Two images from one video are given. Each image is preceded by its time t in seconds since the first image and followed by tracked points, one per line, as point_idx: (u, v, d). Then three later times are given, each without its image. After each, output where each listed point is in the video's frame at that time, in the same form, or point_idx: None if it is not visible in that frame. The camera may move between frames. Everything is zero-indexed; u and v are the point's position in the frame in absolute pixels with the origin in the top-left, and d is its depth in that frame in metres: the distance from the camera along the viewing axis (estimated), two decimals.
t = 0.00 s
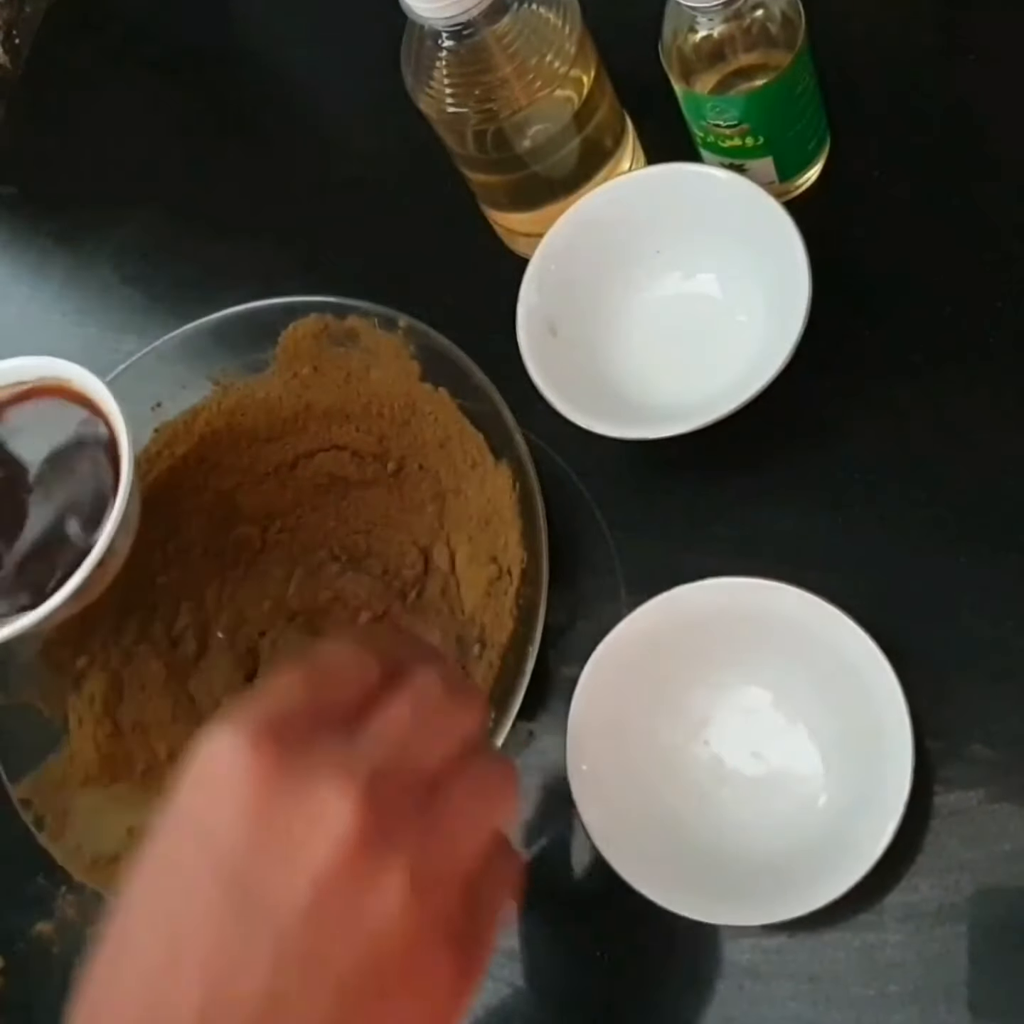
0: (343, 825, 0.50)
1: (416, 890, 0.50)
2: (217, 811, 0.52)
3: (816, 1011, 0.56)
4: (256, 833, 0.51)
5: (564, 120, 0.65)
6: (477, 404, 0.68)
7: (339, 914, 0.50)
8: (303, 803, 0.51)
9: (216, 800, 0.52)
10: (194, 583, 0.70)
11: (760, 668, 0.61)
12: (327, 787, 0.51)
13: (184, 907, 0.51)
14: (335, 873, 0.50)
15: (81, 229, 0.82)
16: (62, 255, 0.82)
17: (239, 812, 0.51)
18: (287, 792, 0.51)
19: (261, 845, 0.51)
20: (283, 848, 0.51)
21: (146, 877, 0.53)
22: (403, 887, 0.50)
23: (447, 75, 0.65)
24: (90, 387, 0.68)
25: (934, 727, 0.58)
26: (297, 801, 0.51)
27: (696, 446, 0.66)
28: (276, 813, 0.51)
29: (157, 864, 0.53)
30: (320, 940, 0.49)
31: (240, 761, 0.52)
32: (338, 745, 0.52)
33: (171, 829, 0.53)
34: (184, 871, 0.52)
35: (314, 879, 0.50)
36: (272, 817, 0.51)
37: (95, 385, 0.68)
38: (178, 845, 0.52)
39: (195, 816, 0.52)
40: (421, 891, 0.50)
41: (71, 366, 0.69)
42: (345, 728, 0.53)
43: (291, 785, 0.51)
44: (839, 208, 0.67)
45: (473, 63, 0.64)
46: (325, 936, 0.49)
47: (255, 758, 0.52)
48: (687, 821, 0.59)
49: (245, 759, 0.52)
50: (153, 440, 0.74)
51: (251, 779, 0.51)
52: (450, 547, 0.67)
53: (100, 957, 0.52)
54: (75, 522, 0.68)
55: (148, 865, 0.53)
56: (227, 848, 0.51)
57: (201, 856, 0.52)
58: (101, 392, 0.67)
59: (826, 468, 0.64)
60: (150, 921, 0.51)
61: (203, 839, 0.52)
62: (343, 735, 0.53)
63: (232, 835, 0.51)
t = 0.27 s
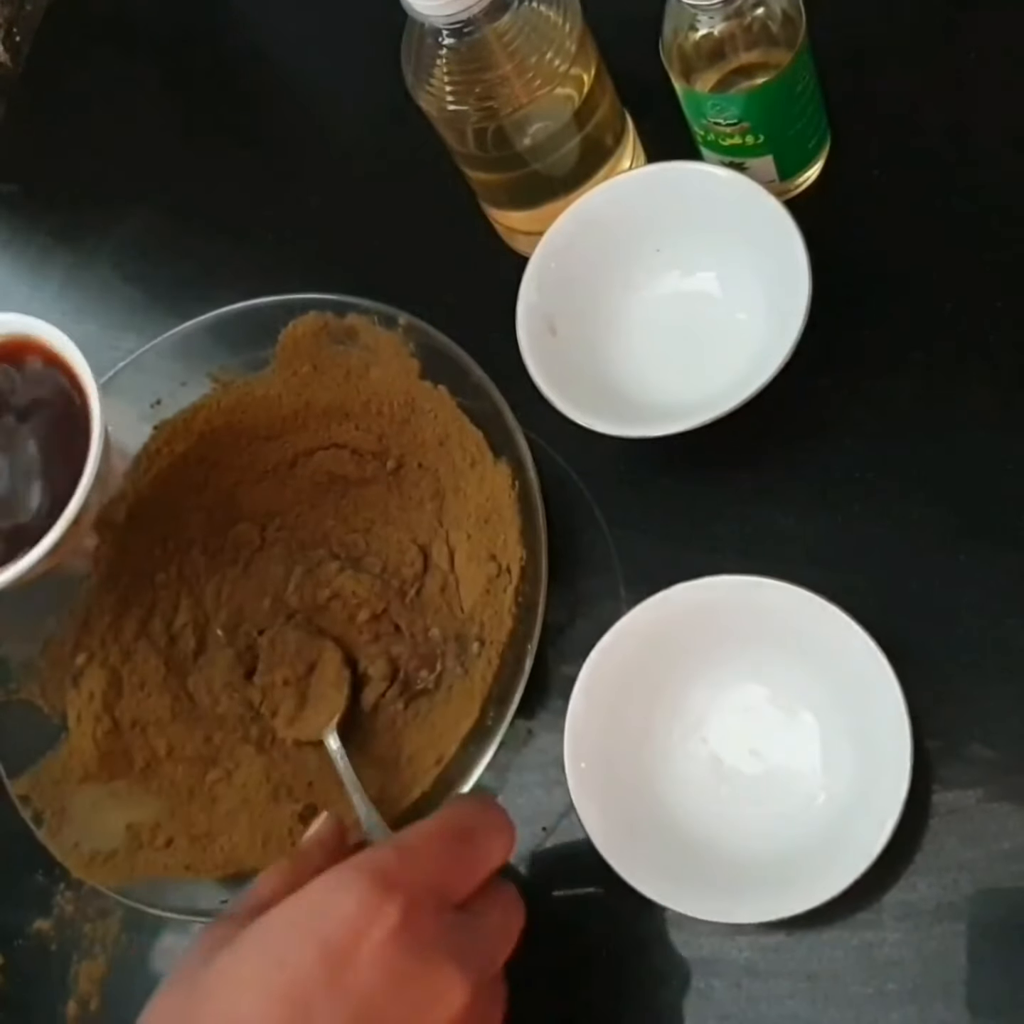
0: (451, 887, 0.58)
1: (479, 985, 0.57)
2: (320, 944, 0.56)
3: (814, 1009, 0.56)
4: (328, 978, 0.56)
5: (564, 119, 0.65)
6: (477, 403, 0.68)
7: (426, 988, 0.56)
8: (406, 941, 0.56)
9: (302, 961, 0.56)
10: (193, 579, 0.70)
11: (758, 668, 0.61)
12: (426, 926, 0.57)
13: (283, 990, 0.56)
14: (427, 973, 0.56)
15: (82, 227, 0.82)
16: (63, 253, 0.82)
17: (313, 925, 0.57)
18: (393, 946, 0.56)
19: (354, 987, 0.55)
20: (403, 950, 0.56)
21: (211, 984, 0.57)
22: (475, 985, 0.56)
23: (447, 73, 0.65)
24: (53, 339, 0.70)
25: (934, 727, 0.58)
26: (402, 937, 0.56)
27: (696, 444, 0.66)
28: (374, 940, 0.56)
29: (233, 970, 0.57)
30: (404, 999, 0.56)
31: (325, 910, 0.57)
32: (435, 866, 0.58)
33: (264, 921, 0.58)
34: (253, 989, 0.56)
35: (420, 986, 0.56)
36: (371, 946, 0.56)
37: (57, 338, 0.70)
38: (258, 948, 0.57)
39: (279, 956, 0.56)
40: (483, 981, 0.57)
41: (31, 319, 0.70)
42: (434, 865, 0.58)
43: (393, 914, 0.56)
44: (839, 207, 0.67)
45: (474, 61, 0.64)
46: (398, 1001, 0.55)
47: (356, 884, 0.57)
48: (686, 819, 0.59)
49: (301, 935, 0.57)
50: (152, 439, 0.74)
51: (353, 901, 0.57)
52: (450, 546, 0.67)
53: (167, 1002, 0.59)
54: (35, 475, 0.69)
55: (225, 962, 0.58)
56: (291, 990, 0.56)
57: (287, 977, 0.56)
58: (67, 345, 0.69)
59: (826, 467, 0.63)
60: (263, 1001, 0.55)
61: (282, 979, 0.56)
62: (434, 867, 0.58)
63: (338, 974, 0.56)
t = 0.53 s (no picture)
0: (390, 896, 0.56)
1: (364, 1004, 0.54)
2: (289, 858, 0.54)
3: (811, 1005, 0.56)
4: (280, 891, 0.54)
5: (565, 116, 0.65)
6: (476, 399, 0.68)
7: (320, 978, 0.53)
8: (337, 918, 0.54)
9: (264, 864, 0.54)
10: (192, 576, 0.70)
11: (757, 665, 0.61)
12: (356, 914, 0.55)
13: (236, 888, 0.53)
14: (331, 964, 0.54)
15: (83, 222, 0.82)
16: (63, 249, 0.82)
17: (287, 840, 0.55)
18: (323, 900, 0.54)
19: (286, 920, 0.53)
20: (328, 920, 0.54)
21: (168, 843, 0.54)
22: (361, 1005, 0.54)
23: (447, 70, 0.65)
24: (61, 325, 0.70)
25: (933, 726, 0.58)
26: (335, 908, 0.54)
27: (695, 442, 0.66)
28: (312, 895, 0.54)
29: (193, 838, 0.54)
30: (305, 971, 0.53)
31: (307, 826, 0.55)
32: (382, 849, 0.56)
33: (241, 797, 0.56)
34: (212, 861, 0.53)
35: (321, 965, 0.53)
36: (311, 892, 0.54)
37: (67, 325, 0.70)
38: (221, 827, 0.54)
39: (247, 851, 0.54)
40: (370, 1001, 0.54)
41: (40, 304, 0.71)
42: (383, 848, 0.56)
43: (337, 873, 0.55)
44: (840, 206, 0.67)
45: (474, 58, 0.64)
46: (298, 970, 0.53)
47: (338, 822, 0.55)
48: (685, 816, 0.60)
49: (278, 824, 0.55)
50: (153, 434, 0.74)
51: (324, 842, 0.55)
52: (449, 543, 0.67)
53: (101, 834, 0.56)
54: (46, 459, 0.70)
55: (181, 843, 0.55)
56: (246, 885, 0.53)
57: (246, 870, 0.53)
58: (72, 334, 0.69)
59: (826, 465, 0.64)
60: (209, 885, 0.53)
61: (239, 872, 0.53)
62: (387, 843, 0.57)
63: (282, 903, 0.53)
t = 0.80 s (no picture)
0: (413, 935, 0.55)
1: None
2: (310, 884, 0.55)
3: (809, 1000, 0.56)
4: (306, 935, 0.54)
5: (565, 112, 0.65)
6: (476, 395, 0.68)
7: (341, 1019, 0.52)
8: (360, 958, 0.54)
9: (291, 905, 0.54)
10: (191, 572, 0.70)
11: (754, 660, 0.61)
12: (380, 953, 0.54)
13: (260, 928, 0.53)
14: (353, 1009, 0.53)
15: (84, 219, 0.82)
16: (64, 246, 0.82)
17: (314, 873, 0.55)
18: (344, 941, 0.54)
19: (309, 958, 0.53)
20: (348, 960, 0.54)
21: (194, 862, 0.56)
22: None
23: (448, 66, 0.65)
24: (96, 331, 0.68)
25: (931, 725, 0.58)
26: (356, 947, 0.54)
27: (695, 438, 0.66)
28: (334, 934, 0.54)
29: (220, 873, 0.55)
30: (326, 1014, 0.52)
31: (335, 862, 0.55)
32: (408, 891, 0.56)
33: (262, 831, 0.56)
34: (237, 901, 0.54)
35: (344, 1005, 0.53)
36: (332, 933, 0.54)
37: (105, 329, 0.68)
38: (249, 865, 0.55)
39: (276, 888, 0.55)
40: None
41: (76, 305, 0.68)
42: (411, 891, 0.56)
43: (361, 906, 0.55)
44: (839, 203, 0.67)
45: (475, 55, 0.64)
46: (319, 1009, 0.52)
47: (359, 857, 0.56)
48: (683, 811, 0.60)
49: (308, 860, 0.55)
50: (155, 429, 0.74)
51: (349, 877, 0.55)
52: (448, 538, 0.67)
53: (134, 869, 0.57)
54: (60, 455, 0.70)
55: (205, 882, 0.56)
56: (275, 926, 0.53)
57: (274, 910, 0.54)
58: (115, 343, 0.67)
59: (825, 461, 0.64)
60: (226, 916, 0.53)
61: (265, 908, 0.54)
62: (416, 879, 0.56)
63: (299, 930, 0.54)
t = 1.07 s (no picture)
0: (395, 889, 0.55)
1: (368, 1001, 0.54)
2: (300, 847, 0.54)
3: (807, 999, 0.56)
4: (297, 890, 0.54)
5: (565, 110, 0.65)
6: (476, 394, 0.68)
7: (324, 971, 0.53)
8: (346, 912, 0.54)
9: (283, 860, 0.54)
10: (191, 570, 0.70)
11: (754, 658, 0.61)
12: (364, 909, 0.55)
13: (254, 886, 0.53)
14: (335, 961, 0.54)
15: (85, 218, 0.82)
16: (65, 244, 0.82)
17: (305, 831, 0.55)
18: (333, 897, 0.54)
19: (299, 912, 0.53)
20: (335, 916, 0.54)
21: (175, 820, 0.55)
22: (363, 998, 0.54)
23: (448, 65, 0.65)
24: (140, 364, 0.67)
25: (930, 725, 0.58)
26: (343, 901, 0.54)
27: (694, 438, 0.66)
28: (324, 891, 0.54)
29: (213, 829, 0.54)
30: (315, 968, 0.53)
31: (326, 822, 0.55)
32: (394, 846, 0.56)
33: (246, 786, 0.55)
34: (230, 858, 0.54)
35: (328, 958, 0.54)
36: (322, 891, 0.54)
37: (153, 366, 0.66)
38: (242, 820, 0.55)
39: (270, 848, 0.54)
40: (373, 997, 0.54)
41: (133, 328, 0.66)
42: (396, 846, 0.56)
43: (346, 867, 0.55)
44: (839, 203, 0.67)
45: (475, 53, 0.64)
46: (308, 962, 0.53)
47: (351, 819, 0.55)
48: (682, 809, 0.60)
49: (302, 822, 0.55)
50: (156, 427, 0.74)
51: (340, 835, 0.55)
52: (448, 535, 0.67)
53: (121, 813, 0.56)
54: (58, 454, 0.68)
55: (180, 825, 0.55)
56: (270, 883, 0.53)
57: (267, 867, 0.54)
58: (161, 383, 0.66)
59: (825, 460, 0.64)
60: (212, 873, 0.53)
61: (259, 865, 0.54)
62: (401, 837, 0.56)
63: (286, 886, 0.54)
